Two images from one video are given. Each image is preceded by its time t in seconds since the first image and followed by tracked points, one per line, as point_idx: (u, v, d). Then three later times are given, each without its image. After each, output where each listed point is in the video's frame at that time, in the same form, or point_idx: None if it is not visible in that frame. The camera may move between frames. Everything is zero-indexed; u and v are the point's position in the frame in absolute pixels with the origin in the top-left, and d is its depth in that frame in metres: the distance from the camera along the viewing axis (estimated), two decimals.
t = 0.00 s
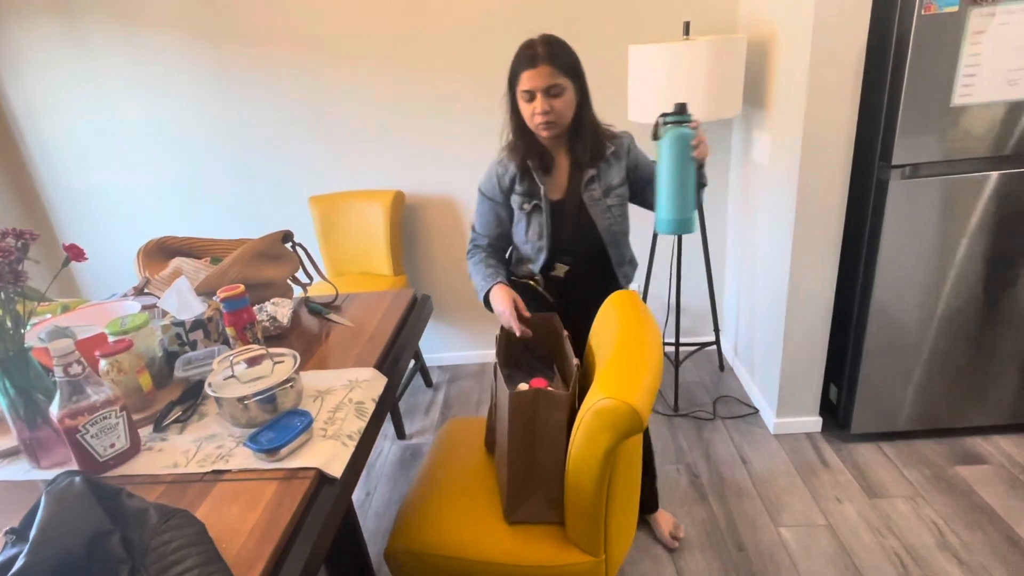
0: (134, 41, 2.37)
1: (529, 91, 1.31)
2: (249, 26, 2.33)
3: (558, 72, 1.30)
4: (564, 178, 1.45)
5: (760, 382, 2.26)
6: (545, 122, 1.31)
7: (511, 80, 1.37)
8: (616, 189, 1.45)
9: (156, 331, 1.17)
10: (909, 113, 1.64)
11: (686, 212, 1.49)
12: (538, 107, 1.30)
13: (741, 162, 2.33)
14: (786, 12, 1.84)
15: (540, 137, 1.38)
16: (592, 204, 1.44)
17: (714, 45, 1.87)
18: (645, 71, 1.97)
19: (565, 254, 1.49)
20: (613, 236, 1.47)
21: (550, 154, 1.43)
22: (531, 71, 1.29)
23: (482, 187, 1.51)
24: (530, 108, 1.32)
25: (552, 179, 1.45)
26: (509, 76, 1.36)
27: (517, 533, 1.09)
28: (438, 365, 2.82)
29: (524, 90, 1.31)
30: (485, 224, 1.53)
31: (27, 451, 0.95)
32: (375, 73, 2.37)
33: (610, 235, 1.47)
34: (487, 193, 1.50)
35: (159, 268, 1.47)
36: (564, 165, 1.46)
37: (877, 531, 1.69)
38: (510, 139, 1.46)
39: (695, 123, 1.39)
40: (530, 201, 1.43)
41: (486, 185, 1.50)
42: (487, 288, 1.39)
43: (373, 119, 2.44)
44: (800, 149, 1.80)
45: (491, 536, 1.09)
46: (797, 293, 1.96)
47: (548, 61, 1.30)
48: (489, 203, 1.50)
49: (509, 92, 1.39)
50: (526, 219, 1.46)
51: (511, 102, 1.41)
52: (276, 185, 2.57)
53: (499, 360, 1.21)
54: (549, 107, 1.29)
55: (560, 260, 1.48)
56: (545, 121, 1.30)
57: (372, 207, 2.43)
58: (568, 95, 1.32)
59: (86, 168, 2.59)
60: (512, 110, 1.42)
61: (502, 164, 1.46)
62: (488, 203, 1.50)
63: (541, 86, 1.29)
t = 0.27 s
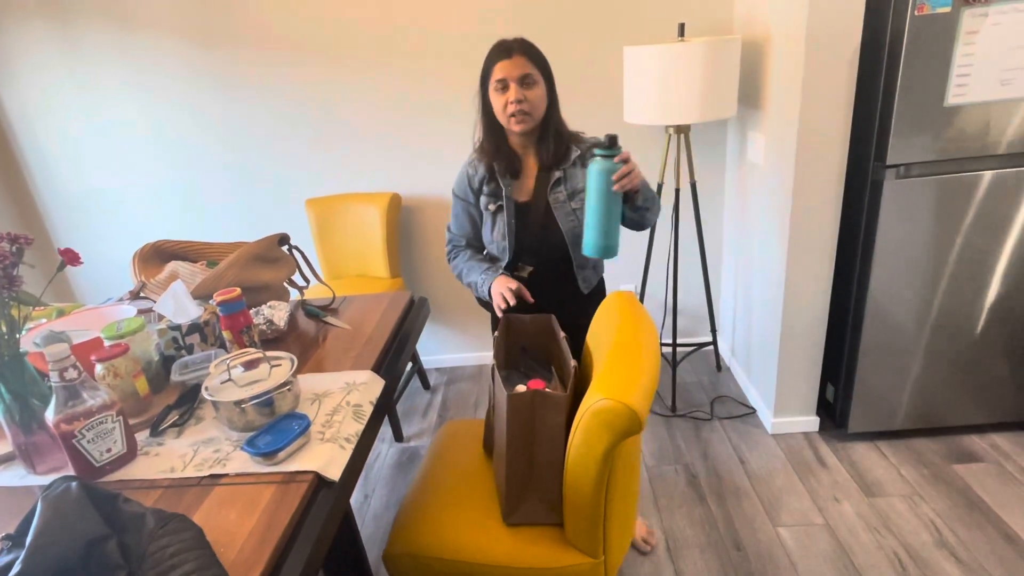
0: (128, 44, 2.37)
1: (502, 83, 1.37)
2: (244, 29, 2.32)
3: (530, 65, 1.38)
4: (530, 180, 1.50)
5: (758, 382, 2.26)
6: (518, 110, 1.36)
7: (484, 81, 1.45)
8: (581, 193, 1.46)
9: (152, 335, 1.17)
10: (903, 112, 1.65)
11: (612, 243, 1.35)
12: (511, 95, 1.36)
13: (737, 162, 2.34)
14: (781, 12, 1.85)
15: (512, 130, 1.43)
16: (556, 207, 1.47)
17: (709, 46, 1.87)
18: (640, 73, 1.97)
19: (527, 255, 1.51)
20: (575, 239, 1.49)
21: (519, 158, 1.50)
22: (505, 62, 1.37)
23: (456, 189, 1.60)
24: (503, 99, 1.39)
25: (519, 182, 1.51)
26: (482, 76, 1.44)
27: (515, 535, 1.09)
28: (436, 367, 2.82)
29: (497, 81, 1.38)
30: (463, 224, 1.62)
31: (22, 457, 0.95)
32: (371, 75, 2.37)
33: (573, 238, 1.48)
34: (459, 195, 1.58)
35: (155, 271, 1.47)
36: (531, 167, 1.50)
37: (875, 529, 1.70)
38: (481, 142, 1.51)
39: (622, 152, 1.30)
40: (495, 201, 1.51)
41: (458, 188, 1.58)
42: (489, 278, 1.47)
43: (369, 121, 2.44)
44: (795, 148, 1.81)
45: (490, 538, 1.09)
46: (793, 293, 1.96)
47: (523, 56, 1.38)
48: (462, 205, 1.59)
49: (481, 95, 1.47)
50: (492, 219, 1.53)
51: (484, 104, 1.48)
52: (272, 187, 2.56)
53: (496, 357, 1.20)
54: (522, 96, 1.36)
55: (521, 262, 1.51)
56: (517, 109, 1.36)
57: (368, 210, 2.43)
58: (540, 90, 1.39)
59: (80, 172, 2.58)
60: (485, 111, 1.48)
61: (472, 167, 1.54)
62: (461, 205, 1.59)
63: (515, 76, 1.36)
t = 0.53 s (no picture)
0: (128, 44, 2.37)
1: (493, 81, 1.38)
2: (244, 29, 2.32)
3: (522, 66, 1.40)
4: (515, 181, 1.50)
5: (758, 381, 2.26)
6: (509, 109, 1.37)
7: (474, 81, 1.45)
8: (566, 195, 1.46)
9: (152, 335, 1.17)
10: (904, 112, 1.65)
11: (586, 263, 1.35)
12: (502, 93, 1.37)
13: (737, 162, 2.34)
14: (780, 12, 1.85)
15: (502, 130, 1.43)
16: (540, 208, 1.47)
17: (709, 46, 1.87)
18: (640, 72, 1.97)
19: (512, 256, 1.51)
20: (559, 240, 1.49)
21: (506, 158, 1.50)
22: (497, 62, 1.38)
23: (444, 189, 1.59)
24: (493, 97, 1.39)
25: (505, 181, 1.50)
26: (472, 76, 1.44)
27: (517, 534, 1.09)
28: (436, 368, 2.82)
29: (489, 79, 1.38)
30: (451, 224, 1.61)
31: (23, 457, 0.94)
32: (371, 76, 2.37)
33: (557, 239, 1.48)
34: (447, 195, 1.57)
35: (154, 272, 1.47)
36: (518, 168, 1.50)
37: (876, 529, 1.70)
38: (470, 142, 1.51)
39: (584, 174, 1.27)
40: (480, 201, 1.51)
41: (446, 187, 1.57)
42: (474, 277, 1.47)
43: (369, 121, 2.44)
44: (795, 148, 1.81)
45: (492, 538, 1.09)
46: (794, 292, 1.96)
47: (515, 56, 1.39)
48: (450, 204, 1.58)
49: (471, 95, 1.47)
50: (477, 219, 1.53)
51: (473, 103, 1.48)
52: (272, 188, 2.56)
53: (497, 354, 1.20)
54: (514, 94, 1.37)
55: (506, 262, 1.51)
56: (507, 107, 1.36)
57: (368, 210, 2.43)
58: (530, 90, 1.40)
59: (80, 172, 2.58)
60: (474, 111, 1.49)
61: (460, 167, 1.53)
62: (449, 204, 1.58)
63: (506, 75, 1.37)
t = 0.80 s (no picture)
0: (136, 44, 2.38)
1: (494, 87, 1.38)
2: (252, 29, 2.33)
3: (522, 70, 1.39)
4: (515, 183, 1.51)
5: (763, 384, 2.26)
6: (512, 114, 1.37)
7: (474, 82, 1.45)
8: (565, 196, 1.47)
9: (160, 333, 1.17)
10: (912, 115, 1.65)
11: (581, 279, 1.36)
12: (505, 99, 1.37)
13: (743, 164, 2.33)
14: (788, 14, 1.85)
15: (503, 133, 1.44)
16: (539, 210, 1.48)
17: (716, 48, 1.87)
18: (646, 74, 1.97)
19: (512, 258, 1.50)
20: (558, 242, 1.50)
21: (505, 159, 1.50)
22: (498, 67, 1.37)
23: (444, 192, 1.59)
24: (495, 103, 1.39)
25: (505, 183, 1.51)
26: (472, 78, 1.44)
27: (522, 535, 1.09)
28: (440, 368, 2.82)
29: (490, 85, 1.38)
30: (451, 226, 1.60)
31: (32, 453, 0.95)
32: (378, 76, 2.38)
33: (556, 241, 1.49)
34: (448, 197, 1.57)
35: (162, 270, 1.47)
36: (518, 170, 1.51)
37: (881, 532, 1.69)
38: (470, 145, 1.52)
39: (571, 193, 1.26)
40: (481, 203, 1.50)
41: (447, 190, 1.56)
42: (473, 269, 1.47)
43: (375, 122, 2.44)
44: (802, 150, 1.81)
45: (497, 538, 1.09)
46: (799, 295, 1.96)
47: (516, 61, 1.39)
48: (450, 206, 1.57)
49: (471, 98, 1.48)
50: (478, 220, 1.52)
51: (472, 105, 1.48)
52: (279, 187, 2.57)
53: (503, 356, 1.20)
54: (516, 100, 1.37)
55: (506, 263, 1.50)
56: (509, 113, 1.37)
57: (374, 210, 2.44)
58: (532, 94, 1.41)
59: (87, 171, 2.59)
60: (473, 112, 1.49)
61: (461, 170, 1.53)
62: (450, 206, 1.58)
63: (508, 81, 1.37)
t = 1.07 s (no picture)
0: (149, 49, 2.41)
1: (507, 108, 1.36)
2: (263, 35, 2.35)
3: (534, 88, 1.37)
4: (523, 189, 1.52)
5: (771, 391, 2.25)
6: (525, 137, 1.37)
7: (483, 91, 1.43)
8: (571, 203, 1.49)
9: (171, 336, 1.18)
10: (922, 123, 1.64)
11: (566, 304, 1.22)
12: (517, 122, 1.36)
13: (751, 170, 2.33)
14: (797, 21, 1.85)
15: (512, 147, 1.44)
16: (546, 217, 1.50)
17: (725, 55, 1.88)
18: (655, 80, 1.98)
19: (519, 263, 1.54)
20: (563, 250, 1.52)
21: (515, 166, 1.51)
22: (511, 88, 1.35)
23: (454, 196, 1.56)
24: (507, 122, 1.38)
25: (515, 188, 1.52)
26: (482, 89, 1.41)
27: (529, 540, 1.09)
28: (447, 372, 2.82)
29: (503, 106, 1.36)
30: (462, 228, 1.56)
31: (44, 455, 0.96)
32: (387, 81, 2.39)
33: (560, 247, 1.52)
34: (460, 201, 1.54)
35: (173, 274, 1.49)
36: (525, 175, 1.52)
37: (890, 542, 1.68)
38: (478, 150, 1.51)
39: (549, 215, 1.15)
40: (491, 208, 1.50)
41: (458, 194, 1.54)
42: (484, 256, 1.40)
43: (384, 126, 2.46)
44: (811, 157, 1.80)
45: (506, 543, 1.09)
46: (808, 302, 1.95)
47: (529, 80, 1.36)
48: (462, 209, 1.55)
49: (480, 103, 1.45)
50: (489, 226, 1.52)
51: (481, 111, 1.46)
52: (288, 191, 2.59)
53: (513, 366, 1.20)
54: (528, 123, 1.36)
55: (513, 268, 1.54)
56: (521, 135, 1.37)
57: (382, 214, 2.45)
58: (544, 112, 1.39)
59: (99, 174, 2.62)
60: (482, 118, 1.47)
61: (473, 175, 1.52)
62: (461, 210, 1.55)
63: (521, 103, 1.35)
